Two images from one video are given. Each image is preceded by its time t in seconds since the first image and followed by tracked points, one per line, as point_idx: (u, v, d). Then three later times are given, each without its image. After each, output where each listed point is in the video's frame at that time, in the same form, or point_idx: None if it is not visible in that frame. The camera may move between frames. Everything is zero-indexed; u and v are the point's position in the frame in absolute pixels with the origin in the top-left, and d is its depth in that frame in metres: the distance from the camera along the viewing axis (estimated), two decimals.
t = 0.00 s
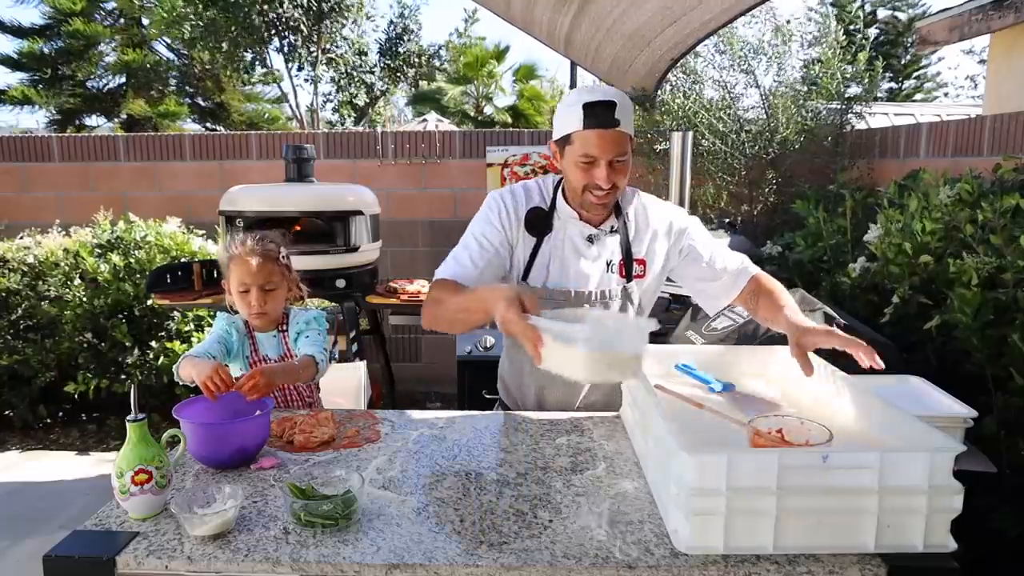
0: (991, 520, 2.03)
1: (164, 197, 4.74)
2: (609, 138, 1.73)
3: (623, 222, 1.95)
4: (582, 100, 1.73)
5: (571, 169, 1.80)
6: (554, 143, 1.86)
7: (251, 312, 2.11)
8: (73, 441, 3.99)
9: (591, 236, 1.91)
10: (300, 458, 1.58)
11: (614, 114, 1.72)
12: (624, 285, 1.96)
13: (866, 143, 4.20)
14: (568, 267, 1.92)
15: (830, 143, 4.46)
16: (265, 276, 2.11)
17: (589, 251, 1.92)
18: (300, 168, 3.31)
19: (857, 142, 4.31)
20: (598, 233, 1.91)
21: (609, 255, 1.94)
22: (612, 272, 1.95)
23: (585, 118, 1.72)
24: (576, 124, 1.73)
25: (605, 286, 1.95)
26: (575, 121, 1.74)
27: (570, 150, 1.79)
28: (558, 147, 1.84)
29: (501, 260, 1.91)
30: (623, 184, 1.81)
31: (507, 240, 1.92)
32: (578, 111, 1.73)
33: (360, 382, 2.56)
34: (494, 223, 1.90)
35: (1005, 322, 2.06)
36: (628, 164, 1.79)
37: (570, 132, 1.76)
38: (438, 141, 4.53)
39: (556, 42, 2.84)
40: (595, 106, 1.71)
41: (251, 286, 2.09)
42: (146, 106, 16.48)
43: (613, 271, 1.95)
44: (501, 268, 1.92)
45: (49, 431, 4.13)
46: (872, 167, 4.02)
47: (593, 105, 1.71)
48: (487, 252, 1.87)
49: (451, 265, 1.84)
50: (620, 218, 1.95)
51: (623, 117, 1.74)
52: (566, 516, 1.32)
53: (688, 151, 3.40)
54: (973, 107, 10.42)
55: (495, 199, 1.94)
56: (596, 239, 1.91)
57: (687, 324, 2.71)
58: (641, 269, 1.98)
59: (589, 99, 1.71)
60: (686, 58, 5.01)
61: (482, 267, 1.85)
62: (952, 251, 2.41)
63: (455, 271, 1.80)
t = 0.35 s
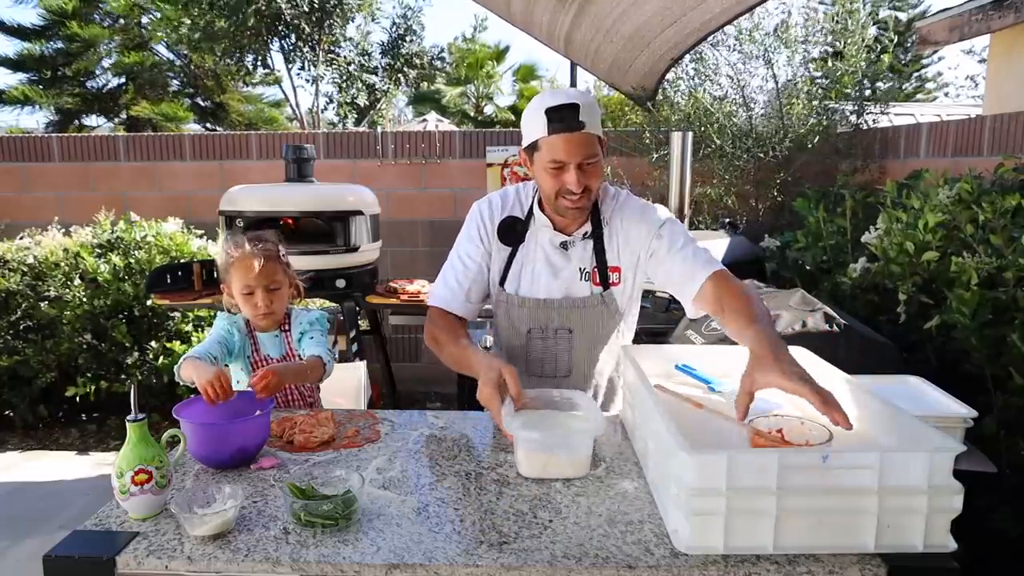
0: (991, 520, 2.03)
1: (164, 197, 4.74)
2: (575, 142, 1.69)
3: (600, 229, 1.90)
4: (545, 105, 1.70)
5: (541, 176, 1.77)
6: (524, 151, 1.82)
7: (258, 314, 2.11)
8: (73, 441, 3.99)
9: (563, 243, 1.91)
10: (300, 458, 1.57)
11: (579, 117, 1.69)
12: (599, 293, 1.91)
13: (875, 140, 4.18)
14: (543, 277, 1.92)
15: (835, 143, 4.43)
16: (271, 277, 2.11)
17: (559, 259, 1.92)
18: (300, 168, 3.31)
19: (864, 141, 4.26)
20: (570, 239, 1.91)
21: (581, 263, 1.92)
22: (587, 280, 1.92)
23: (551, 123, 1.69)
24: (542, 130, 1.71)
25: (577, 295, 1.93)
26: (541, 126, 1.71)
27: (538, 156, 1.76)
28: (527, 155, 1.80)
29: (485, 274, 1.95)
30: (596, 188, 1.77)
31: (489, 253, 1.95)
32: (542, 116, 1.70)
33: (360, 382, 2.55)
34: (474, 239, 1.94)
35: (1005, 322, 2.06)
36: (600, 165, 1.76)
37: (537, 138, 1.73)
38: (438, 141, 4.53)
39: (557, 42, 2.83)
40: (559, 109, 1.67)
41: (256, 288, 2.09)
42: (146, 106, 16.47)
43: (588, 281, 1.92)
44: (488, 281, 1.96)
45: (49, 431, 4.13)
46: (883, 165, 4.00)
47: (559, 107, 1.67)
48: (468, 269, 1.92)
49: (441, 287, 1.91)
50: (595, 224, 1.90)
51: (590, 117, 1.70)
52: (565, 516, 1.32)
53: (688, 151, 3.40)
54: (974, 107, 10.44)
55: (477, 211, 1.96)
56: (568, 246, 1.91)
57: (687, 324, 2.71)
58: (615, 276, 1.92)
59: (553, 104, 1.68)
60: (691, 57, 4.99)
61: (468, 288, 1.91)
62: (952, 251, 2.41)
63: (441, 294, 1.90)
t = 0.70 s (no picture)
0: (991, 520, 2.03)
1: (164, 197, 4.74)
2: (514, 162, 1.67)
3: (582, 236, 1.89)
4: (487, 124, 1.69)
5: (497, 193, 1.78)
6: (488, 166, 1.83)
7: (261, 310, 2.10)
8: (73, 441, 3.99)
9: (546, 252, 1.92)
10: (300, 458, 1.58)
11: (516, 135, 1.64)
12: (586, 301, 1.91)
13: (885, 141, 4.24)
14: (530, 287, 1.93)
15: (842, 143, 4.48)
16: (270, 271, 2.13)
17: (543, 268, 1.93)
18: (300, 168, 3.31)
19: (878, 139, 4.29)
20: (553, 248, 1.91)
21: (564, 272, 1.92)
22: (573, 290, 1.93)
23: (490, 144, 1.68)
24: (485, 151, 1.70)
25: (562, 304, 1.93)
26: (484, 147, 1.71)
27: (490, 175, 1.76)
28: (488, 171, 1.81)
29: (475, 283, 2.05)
30: (549, 204, 1.74)
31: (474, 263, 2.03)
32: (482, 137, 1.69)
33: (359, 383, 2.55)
34: (462, 253, 2.03)
35: (1007, 322, 2.06)
36: (551, 180, 1.72)
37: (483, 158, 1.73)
38: (438, 141, 4.54)
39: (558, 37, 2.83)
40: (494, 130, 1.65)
41: (257, 283, 2.09)
42: (146, 107, 16.47)
43: (573, 289, 1.92)
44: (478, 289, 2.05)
45: (49, 431, 4.14)
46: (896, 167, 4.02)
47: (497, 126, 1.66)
48: (456, 280, 2.04)
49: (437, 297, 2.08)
50: (577, 232, 1.90)
51: (532, 135, 1.65)
52: (566, 516, 1.32)
53: (688, 151, 3.40)
54: (974, 107, 10.44)
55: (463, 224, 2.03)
56: (552, 255, 1.92)
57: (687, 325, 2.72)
58: (603, 283, 1.91)
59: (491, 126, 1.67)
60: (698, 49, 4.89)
61: (455, 297, 2.06)
62: (954, 250, 2.41)
63: (434, 300, 2.08)
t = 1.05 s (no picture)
0: (991, 520, 2.03)
1: (164, 197, 4.74)
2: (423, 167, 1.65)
3: (513, 234, 1.89)
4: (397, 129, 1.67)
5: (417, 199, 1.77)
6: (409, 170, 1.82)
7: (263, 308, 2.11)
8: (73, 441, 3.99)
9: (482, 253, 1.93)
10: (300, 458, 1.58)
11: (419, 140, 1.62)
12: (528, 297, 1.93)
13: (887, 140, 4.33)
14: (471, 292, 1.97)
15: (842, 143, 4.48)
16: (271, 269, 2.13)
17: (481, 269, 1.95)
18: (300, 168, 3.31)
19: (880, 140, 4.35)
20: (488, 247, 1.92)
21: (502, 270, 1.94)
22: (511, 287, 1.94)
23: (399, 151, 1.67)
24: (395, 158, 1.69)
25: (504, 302, 1.95)
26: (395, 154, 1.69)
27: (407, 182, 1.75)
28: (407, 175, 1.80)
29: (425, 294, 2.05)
30: (465, 205, 1.73)
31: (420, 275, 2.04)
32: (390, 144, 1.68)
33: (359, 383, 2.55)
34: (406, 267, 2.05)
35: (1006, 322, 2.07)
36: (464, 181, 1.70)
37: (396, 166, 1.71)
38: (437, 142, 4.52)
39: (558, 36, 2.83)
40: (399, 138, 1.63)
41: (259, 282, 2.10)
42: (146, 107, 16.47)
43: (512, 288, 1.94)
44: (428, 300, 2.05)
45: (49, 431, 4.14)
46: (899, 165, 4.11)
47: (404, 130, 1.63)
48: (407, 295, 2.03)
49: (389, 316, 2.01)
50: (508, 229, 1.89)
51: (438, 138, 1.62)
52: (565, 516, 1.32)
53: (688, 151, 3.40)
54: (974, 108, 10.44)
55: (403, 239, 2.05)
56: (488, 254, 1.93)
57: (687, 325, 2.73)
58: (540, 277, 1.92)
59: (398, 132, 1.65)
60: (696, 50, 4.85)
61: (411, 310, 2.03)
62: (954, 250, 2.41)
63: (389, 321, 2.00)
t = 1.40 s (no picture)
0: (991, 520, 2.03)
1: (164, 197, 4.74)
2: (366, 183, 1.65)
3: (464, 243, 1.90)
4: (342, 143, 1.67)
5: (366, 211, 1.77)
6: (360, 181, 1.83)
7: (258, 311, 2.12)
8: (73, 441, 3.99)
9: (438, 260, 1.96)
10: (300, 458, 1.58)
11: (360, 157, 1.61)
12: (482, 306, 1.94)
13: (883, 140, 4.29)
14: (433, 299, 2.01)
15: (843, 143, 4.48)
16: (267, 272, 2.12)
17: (439, 277, 1.98)
18: (300, 168, 3.31)
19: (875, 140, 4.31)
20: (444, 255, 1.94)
21: (455, 280, 1.95)
22: (466, 296, 1.96)
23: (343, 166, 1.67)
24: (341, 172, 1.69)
25: (461, 311, 1.98)
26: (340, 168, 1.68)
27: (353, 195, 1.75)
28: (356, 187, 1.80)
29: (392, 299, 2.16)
30: (412, 218, 1.73)
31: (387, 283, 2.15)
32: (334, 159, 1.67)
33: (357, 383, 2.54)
34: (376, 276, 2.16)
35: (1006, 322, 2.07)
36: (409, 196, 1.69)
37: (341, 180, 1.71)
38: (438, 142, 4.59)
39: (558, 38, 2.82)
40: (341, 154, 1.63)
41: (254, 286, 2.09)
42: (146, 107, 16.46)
43: (467, 297, 1.95)
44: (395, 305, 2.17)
45: (49, 432, 4.13)
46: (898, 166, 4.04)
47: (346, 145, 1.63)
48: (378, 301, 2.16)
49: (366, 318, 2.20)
50: (462, 238, 1.90)
51: (379, 154, 1.61)
52: (565, 516, 1.32)
53: (688, 151, 3.41)
54: (974, 108, 10.43)
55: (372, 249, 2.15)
56: (444, 262, 1.96)
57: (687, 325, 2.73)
58: (490, 287, 1.91)
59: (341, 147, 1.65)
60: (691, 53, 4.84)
61: (386, 313, 2.17)
62: (954, 250, 2.41)
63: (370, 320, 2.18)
